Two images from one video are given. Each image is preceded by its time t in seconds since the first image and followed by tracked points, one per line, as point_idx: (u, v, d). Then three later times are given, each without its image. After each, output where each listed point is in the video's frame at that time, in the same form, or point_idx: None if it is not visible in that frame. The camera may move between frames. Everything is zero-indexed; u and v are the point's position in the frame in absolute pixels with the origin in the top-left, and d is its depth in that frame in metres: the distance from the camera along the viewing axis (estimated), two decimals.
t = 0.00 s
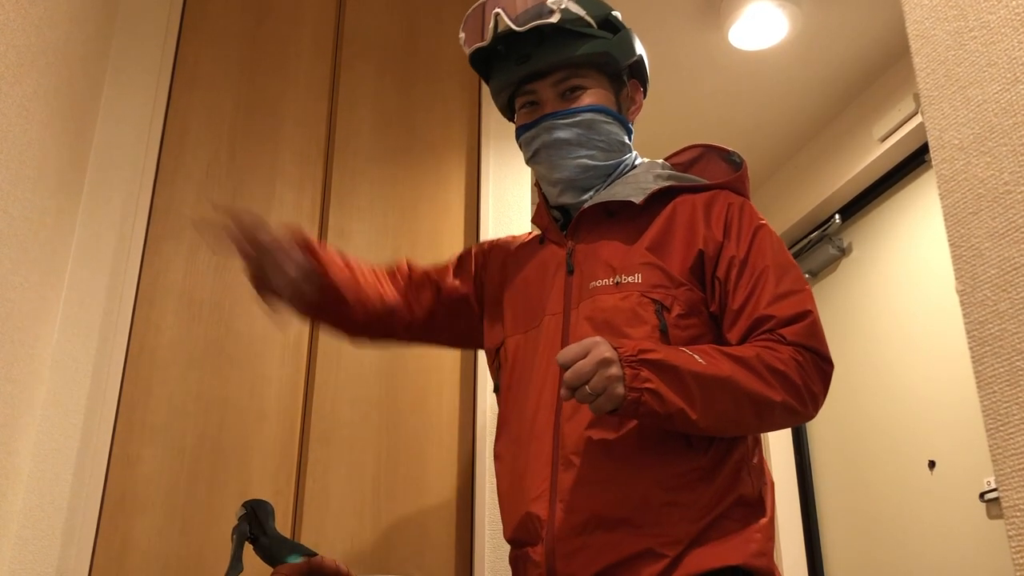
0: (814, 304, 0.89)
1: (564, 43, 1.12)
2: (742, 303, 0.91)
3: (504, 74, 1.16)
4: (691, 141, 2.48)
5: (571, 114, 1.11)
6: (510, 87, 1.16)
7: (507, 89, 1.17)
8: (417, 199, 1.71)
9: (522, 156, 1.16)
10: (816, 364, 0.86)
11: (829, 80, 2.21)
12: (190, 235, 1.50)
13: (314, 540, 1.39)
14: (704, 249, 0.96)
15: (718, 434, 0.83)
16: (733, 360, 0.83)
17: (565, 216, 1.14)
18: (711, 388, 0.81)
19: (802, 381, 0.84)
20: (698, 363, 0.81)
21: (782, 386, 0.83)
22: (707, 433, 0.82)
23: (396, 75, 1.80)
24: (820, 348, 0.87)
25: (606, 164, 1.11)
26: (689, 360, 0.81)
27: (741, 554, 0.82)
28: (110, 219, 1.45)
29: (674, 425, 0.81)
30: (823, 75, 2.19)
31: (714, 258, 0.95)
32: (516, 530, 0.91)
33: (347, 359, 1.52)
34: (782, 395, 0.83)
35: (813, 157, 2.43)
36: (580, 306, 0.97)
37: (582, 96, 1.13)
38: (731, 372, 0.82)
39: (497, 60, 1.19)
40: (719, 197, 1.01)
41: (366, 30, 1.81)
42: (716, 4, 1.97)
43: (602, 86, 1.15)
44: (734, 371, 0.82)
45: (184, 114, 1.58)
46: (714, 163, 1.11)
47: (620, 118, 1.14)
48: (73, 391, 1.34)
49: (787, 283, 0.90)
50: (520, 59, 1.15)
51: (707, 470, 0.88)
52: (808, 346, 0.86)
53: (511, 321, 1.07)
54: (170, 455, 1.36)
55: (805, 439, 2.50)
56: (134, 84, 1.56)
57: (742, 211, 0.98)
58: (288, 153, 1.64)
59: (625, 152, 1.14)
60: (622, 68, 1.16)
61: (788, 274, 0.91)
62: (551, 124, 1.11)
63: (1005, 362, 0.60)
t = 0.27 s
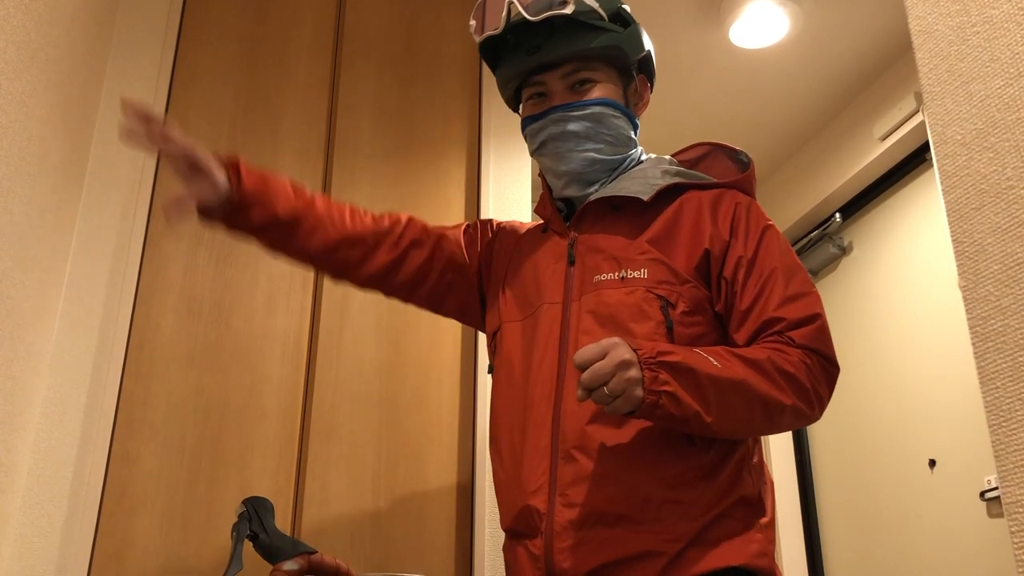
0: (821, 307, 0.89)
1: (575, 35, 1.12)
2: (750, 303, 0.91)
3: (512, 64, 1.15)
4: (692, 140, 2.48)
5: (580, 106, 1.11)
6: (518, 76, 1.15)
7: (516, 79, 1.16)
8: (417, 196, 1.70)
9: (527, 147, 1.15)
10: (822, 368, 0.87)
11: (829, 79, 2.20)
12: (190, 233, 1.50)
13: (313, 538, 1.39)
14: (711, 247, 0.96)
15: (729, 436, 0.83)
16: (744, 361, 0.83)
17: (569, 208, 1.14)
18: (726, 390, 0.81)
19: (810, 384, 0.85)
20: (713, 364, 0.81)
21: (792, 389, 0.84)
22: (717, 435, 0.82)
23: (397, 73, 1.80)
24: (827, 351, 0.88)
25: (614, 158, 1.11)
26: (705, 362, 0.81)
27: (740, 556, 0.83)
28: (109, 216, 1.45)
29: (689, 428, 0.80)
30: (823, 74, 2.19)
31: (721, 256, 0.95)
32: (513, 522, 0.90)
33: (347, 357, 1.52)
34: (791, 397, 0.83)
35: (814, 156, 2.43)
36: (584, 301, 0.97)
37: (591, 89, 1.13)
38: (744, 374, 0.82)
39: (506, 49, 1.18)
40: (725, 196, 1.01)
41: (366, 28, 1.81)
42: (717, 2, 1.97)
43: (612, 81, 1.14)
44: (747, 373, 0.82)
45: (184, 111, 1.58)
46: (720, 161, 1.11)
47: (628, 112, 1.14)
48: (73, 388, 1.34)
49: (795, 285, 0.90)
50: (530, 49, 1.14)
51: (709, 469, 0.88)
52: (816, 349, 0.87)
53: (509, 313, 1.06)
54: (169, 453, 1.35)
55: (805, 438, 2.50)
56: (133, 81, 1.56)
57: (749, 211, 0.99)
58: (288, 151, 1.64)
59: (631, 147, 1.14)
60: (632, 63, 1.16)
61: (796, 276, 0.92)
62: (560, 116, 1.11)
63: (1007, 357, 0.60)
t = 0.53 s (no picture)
0: (817, 297, 0.88)
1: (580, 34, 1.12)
2: (744, 296, 0.90)
3: (515, 59, 1.15)
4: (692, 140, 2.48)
5: (580, 105, 1.11)
6: (520, 72, 1.15)
7: (517, 74, 1.16)
8: (418, 195, 1.70)
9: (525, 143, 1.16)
10: (817, 359, 0.86)
11: (830, 78, 2.20)
12: (191, 233, 1.50)
13: (314, 538, 1.39)
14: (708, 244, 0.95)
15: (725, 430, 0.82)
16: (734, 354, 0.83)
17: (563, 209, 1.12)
18: (717, 384, 0.81)
19: (804, 375, 0.84)
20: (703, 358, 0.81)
21: (787, 380, 0.83)
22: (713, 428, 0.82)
23: (397, 72, 1.80)
24: (824, 340, 0.86)
25: (610, 158, 1.11)
26: (695, 357, 0.81)
27: (740, 551, 0.82)
28: (110, 216, 1.45)
29: (681, 422, 0.81)
30: (824, 74, 2.19)
31: (718, 252, 0.95)
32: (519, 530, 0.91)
33: (348, 356, 1.52)
34: (786, 389, 0.83)
35: (815, 156, 2.43)
36: (584, 303, 0.97)
37: (592, 89, 1.13)
38: (736, 367, 0.81)
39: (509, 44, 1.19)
40: (721, 189, 1.00)
41: (366, 27, 1.81)
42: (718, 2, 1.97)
43: (613, 82, 1.15)
44: (739, 366, 0.82)
45: (185, 111, 1.58)
46: (709, 156, 1.11)
47: (628, 113, 1.14)
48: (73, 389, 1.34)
49: (789, 276, 0.90)
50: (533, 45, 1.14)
51: (714, 469, 0.88)
52: (811, 339, 0.86)
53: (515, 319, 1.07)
54: (170, 453, 1.35)
55: (806, 438, 2.50)
56: (134, 81, 1.56)
57: (742, 204, 0.98)
58: (289, 150, 1.64)
59: (628, 148, 1.14)
60: (634, 65, 1.16)
61: (789, 266, 0.91)
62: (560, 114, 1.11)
63: (1009, 356, 0.60)
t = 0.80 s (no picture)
0: (826, 309, 0.88)
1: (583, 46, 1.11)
2: (754, 306, 0.90)
3: (516, 73, 1.13)
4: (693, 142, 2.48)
5: (587, 117, 1.10)
6: (522, 85, 1.14)
7: (518, 87, 1.15)
8: (418, 197, 1.70)
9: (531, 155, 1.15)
10: (825, 371, 0.86)
11: (830, 80, 2.20)
12: (192, 235, 1.50)
13: (315, 539, 1.39)
14: (716, 250, 0.96)
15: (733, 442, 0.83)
16: (747, 365, 0.83)
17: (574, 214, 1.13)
18: (729, 396, 0.81)
19: (814, 388, 0.84)
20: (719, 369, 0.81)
21: (797, 393, 0.83)
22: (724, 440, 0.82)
23: (398, 74, 1.80)
24: (831, 352, 0.87)
25: (619, 167, 1.11)
26: (709, 367, 0.81)
27: (747, 557, 0.82)
28: (111, 219, 1.45)
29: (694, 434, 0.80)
30: (824, 76, 2.19)
31: (725, 260, 0.95)
32: (520, 530, 0.90)
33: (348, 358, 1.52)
34: (796, 401, 0.83)
35: (815, 158, 2.43)
36: (590, 306, 0.97)
37: (597, 98, 1.12)
38: (748, 379, 0.82)
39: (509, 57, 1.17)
40: (730, 197, 1.00)
41: (367, 29, 1.81)
42: (718, 4, 1.97)
43: (617, 89, 1.14)
44: (751, 378, 0.82)
45: (186, 113, 1.58)
46: (724, 166, 1.11)
47: (632, 119, 1.14)
48: (75, 391, 1.34)
49: (800, 287, 0.90)
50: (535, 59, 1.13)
51: (718, 474, 0.88)
52: (821, 351, 0.86)
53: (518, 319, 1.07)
54: (171, 455, 1.36)
55: (807, 439, 2.49)
56: (135, 84, 1.56)
57: (751, 213, 0.98)
58: (290, 152, 1.64)
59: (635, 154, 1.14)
60: (636, 69, 1.15)
61: (798, 277, 0.91)
62: (567, 127, 1.10)
63: (1010, 358, 0.60)
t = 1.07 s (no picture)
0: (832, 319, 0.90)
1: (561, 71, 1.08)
2: (761, 314, 0.91)
3: (497, 102, 1.11)
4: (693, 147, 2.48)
5: (574, 137, 1.09)
6: (504, 113, 1.12)
7: (500, 115, 1.13)
8: (418, 202, 1.70)
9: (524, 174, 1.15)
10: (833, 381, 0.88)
11: (830, 85, 2.21)
12: (192, 240, 1.50)
13: (314, 544, 1.39)
14: (719, 257, 0.96)
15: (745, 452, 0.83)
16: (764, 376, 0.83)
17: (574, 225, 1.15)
18: (751, 409, 0.81)
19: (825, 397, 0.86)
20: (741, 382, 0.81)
21: (809, 404, 0.85)
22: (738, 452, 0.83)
23: (398, 79, 1.80)
24: (839, 364, 0.88)
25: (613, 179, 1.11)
26: (731, 380, 0.81)
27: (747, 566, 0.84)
28: (112, 224, 1.46)
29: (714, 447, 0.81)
30: (824, 81, 2.19)
31: (729, 266, 0.96)
32: (522, 532, 0.90)
33: (348, 362, 1.52)
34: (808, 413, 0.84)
35: (815, 163, 2.43)
36: (591, 310, 0.97)
37: (583, 116, 1.10)
38: (766, 392, 0.82)
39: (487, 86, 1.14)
40: (732, 205, 1.01)
41: (367, 34, 1.81)
42: (718, 9, 1.97)
43: (602, 102, 1.12)
44: (771, 391, 0.82)
45: (186, 119, 1.59)
46: (726, 168, 1.11)
47: (622, 128, 1.13)
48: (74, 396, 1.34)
49: (807, 298, 0.91)
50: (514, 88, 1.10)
51: (718, 479, 0.88)
52: (830, 362, 0.88)
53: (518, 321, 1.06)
54: (170, 460, 1.36)
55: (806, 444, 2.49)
56: (136, 89, 1.57)
57: (755, 220, 0.99)
58: (290, 157, 1.64)
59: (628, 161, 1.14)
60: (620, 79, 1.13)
61: (805, 287, 0.92)
62: (555, 150, 1.10)
63: (1007, 363, 0.60)
